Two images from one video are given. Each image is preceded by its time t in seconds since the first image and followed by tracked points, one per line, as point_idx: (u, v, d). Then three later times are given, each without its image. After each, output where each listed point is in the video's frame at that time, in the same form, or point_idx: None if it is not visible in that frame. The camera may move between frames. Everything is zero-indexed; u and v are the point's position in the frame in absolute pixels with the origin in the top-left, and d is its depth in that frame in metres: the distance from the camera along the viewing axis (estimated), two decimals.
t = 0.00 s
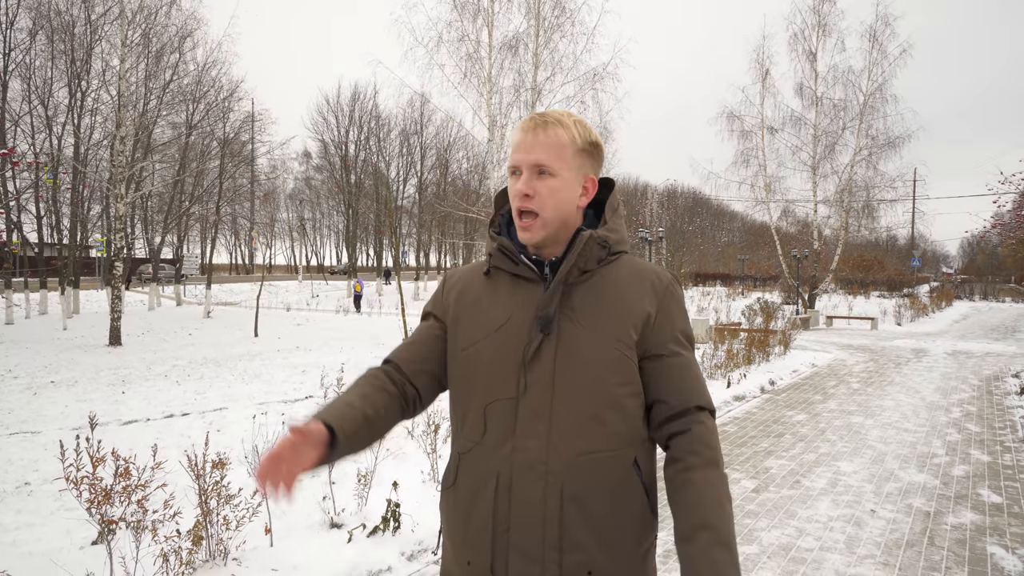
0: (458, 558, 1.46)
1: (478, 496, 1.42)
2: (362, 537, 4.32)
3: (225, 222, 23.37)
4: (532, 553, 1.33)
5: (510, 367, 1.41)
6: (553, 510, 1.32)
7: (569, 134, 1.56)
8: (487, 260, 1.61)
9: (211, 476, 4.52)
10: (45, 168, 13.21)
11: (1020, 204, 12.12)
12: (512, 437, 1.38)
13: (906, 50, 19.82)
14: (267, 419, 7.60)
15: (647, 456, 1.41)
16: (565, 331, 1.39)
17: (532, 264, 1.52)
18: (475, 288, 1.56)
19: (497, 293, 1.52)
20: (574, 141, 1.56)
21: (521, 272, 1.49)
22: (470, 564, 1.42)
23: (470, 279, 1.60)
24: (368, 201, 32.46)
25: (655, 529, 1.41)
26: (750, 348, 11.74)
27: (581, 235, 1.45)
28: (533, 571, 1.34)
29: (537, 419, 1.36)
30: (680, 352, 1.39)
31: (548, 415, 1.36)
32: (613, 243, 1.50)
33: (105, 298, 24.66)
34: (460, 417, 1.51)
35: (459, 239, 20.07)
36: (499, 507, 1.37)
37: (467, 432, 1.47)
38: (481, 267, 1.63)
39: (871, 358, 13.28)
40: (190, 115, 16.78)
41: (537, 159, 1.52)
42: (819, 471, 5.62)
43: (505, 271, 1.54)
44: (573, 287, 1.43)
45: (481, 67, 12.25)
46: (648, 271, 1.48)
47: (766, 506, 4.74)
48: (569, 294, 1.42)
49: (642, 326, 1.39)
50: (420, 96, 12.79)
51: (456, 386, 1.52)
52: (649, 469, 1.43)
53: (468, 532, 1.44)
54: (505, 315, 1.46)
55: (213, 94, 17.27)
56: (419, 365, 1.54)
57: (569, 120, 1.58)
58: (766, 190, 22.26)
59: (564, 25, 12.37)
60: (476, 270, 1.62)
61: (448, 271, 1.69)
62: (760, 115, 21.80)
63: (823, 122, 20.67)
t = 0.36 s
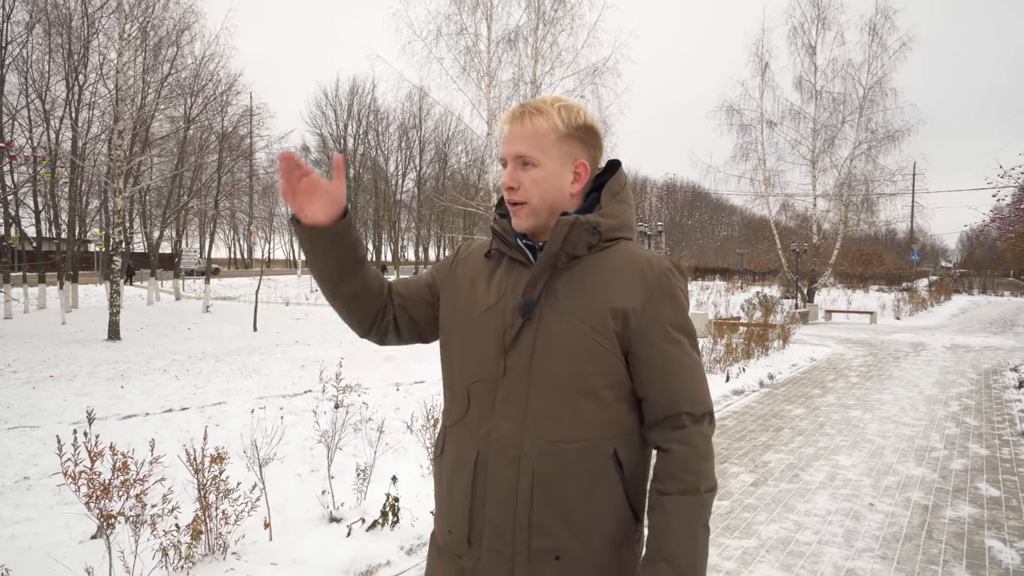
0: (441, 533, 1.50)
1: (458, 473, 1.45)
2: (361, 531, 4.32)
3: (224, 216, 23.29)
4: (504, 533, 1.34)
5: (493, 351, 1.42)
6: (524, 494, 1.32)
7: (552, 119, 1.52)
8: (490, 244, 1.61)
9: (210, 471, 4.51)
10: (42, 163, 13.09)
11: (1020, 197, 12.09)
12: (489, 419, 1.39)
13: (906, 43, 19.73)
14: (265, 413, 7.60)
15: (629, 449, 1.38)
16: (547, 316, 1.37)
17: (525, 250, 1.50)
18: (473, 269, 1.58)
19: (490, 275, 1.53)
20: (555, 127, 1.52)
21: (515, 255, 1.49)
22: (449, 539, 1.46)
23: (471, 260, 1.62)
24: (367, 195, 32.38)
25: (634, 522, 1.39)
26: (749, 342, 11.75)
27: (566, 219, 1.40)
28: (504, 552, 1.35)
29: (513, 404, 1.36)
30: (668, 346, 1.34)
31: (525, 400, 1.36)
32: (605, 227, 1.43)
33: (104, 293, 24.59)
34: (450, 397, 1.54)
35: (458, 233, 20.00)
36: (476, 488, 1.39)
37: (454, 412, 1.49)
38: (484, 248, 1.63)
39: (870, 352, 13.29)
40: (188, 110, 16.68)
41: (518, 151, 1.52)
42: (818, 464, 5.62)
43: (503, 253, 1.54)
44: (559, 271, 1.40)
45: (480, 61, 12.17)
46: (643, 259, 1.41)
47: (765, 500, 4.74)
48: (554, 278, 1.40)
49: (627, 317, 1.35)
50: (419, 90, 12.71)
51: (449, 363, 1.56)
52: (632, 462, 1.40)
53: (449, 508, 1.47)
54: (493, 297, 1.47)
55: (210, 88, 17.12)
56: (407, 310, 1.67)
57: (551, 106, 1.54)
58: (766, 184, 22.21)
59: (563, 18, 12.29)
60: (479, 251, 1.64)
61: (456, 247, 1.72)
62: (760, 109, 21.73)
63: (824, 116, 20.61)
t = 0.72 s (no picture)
0: (449, 538, 1.49)
1: (464, 479, 1.44)
2: (360, 527, 4.32)
3: (223, 212, 23.27)
4: (511, 538, 1.33)
5: (496, 356, 1.41)
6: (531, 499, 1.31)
7: (545, 116, 1.51)
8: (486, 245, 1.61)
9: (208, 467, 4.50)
10: (41, 158, 13.03)
11: (1019, 194, 12.08)
12: (495, 425, 1.38)
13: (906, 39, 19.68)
14: (264, 409, 7.59)
15: (633, 450, 1.37)
16: (548, 318, 1.37)
17: (523, 250, 1.49)
18: (471, 271, 1.58)
19: (488, 278, 1.53)
20: (549, 123, 1.50)
21: (512, 256, 1.48)
22: (458, 544, 1.45)
23: (468, 262, 1.61)
24: (366, 192, 32.33)
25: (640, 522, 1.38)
26: (748, 338, 11.77)
27: (565, 220, 1.39)
28: (512, 556, 1.33)
29: (519, 410, 1.35)
30: (668, 345, 1.33)
31: (528, 404, 1.35)
32: (603, 227, 1.42)
33: (103, 289, 24.55)
34: (452, 402, 1.53)
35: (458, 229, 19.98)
36: (482, 493, 1.38)
37: (457, 416, 1.49)
38: (480, 251, 1.63)
39: (869, 348, 13.30)
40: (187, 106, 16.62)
41: (511, 149, 1.50)
42: (817, 461, 5.62)
43: (500, 257, 1.54)
44: (559, 274, 1.40)
45: (480, 57, 12.13)
46: (642, 256, 1.40)
47: (765, 497, 4.74)
48: (555, 280, 1.40)
49: (628, 317, 1.34)
50: (418, 86, 12.66)
51: (449, 368, 1.56)
52: (636, 460, 1.39)
53: (456, 513, 1.46)
54: (494, 301, 1.47)
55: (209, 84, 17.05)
56: (405, 325, 1.72)
57: (543, 101, 1.52)
58: (766, 180, 22.19)
59: (564, 14, 12.24)
60: (475, 252, 1.64)
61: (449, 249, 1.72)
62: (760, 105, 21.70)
63: (823, 112, 20.58)
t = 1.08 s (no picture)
0: (452, 541, 1.48)
1: (467, 482, 1.43)
2: (360, 523, 4.32)
3: (222, 208, 23.23)
4: (520, 541, 1.32)
5: (499, 356, 1.41)
6: (539, 499, 1.31)
7: (548, 111, 1.50)
8: (484, 243, 1.60)
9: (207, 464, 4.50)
10: (40, 154, 12.96)
11: (1019, 191, 12.06)
12: (501, 426, 1.38)
13: (907, 35, 19.64)
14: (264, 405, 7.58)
15: (640, 448, 1.37)
16: (553, 318, 1.37)
17: (524, 248, 1.49)
18: (469, 270, 1.57)
19: (488, 277, 1.52)
20: (553, 119, 1.49)
21: (513, 254, 1.47)
22: (463, 547, 1.44)
23: (466, 260, 1.60)
24: (365, 188, 32.28)
25: (648, 519, 1.38)
26: (748, 335, 11.78)
27: (570, 217, 1.38)
28: (520, 559, 1.32)
29: (525, 410, 1.34)
30: (675, 341, 1.32)
31: (535, 405, 1.34)
32: (607, 225, 1.41)
33: (103, 285, 24.54)
34: (454, 403, 1.52)
35: (457, 226, 19.93)
36: (488, 495, 1.37)
37: (459, 419, 1.48)
38: (479, 249, 1.62)
39: (869, 345, 13.30)
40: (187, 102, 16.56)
41: (516, 144, 1.49)
42: (817, 458, 5.63)
43: (499, 255, 1.53)
44: (563, 272, 1.39)
45: (480, 53, 12.09)
46: (646, 252, 1.40)
47: (764, 493, 4.75)
48: (559, 280, 1.39)
49: (634, 315, 1.34)
50: (418, 82, 12.62)
51: (450, 369, 1.54)
52: (642, 459, 1.39)
53: (460, 517, 1.45)
54: (496, 302, 1.46)
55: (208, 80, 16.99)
56: (406, 334, 1.63)
57: (546, 96, 1.51)
58: (766, 177, 22.16)
59: (564, 10, 12.18)
60: (473, 251, 1.63)
61: (444, 249, 1.70)
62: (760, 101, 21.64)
63: (823, 109, 20.54)
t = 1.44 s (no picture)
0: (446, 538, 1.49)
1: (463, 479, 1.44)
2: (360, 522, 4.33)
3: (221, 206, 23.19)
4: (513, 539, 1.33)
5: (497, 354, 1.41)
6: (533, 498, 1.31)
7: (546, 111, 1.50)
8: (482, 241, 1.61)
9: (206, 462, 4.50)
10: (38, 152, 12.94)
11: (1017, 188, 12.08)
12: (496, 425, 1.39)
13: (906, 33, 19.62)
14: (264, 404, 7.59)
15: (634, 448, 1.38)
16: (549, 317, 1.37)
17: (522, 246, 1.50)
18: (467, 268, 1.58)
19: (486, 275, 1.52)
20: (553, 119, 1.49)
21: (510, 252, 1.48)
22: (456, 544, 1.45)
23: (465, 258, 1.61)
24: (364, 186, 32.24)
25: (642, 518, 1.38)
26: (747, 333, 11.80)
27: (568, 217, 1.40)
28: (514, 557, 1.33)
29: (520, 409, 1.35)
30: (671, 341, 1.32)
31: (531, 404, 1.35)
32: (604, 224, 1.42)
33: (101, 283, 24.51)
34: (449, 401, 1.53)
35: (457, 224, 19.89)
36: (482, 493, 1.38)
37: (455, 416, 1.49)
38: (477, 246, 1.62)
39: (867, 343, 13.33)
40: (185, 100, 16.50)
41: (514, 146, 1.49)
42: (815, 455, 5.65)
43: (497, 252, 1.53)
44: (560, 272, 1.40)
45: (479, 51, 12.06)
46: (641, 252, 1.41)
47: (762, 491, 4.77)
48: (556, 279, 1.40)
49: (631, 315, 1.34)
50: (417, 79, 12.59)
51: (447, 366, 1.55)
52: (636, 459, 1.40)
53: (454, 513, 1.46)
54: (493, 299, 1.46)
55: (206, 77, 16.94)
56: (402, 326, 1.63)
57: (545, 96, 1.51)
58: (765, 175, 22.16)
59: (563, 8, 12.15)
60: (471, 248, 1.64)
61: (444, 244, 1.71)
62: (759, 99, 21.64)
63: (822, 107, 20.53)
